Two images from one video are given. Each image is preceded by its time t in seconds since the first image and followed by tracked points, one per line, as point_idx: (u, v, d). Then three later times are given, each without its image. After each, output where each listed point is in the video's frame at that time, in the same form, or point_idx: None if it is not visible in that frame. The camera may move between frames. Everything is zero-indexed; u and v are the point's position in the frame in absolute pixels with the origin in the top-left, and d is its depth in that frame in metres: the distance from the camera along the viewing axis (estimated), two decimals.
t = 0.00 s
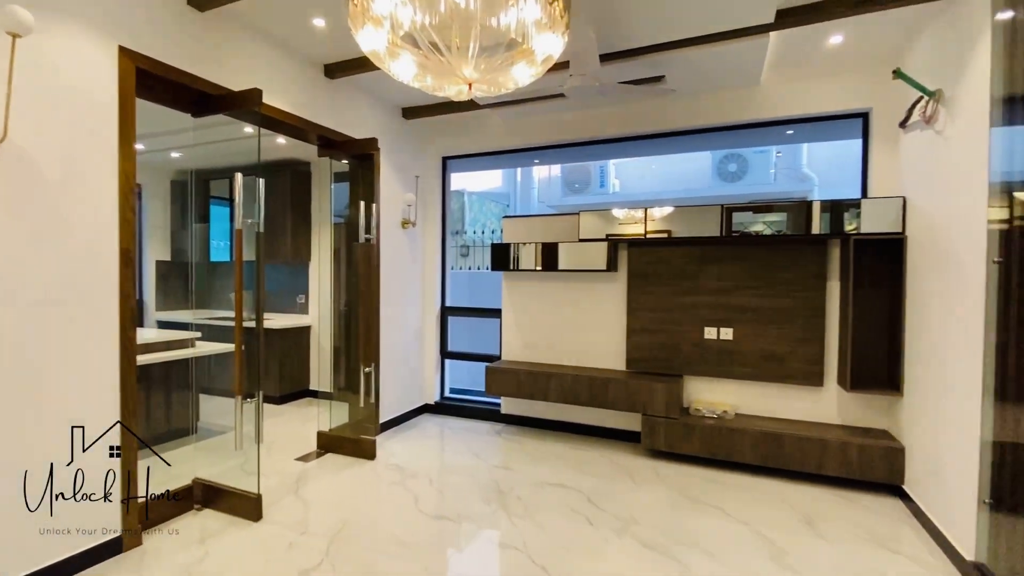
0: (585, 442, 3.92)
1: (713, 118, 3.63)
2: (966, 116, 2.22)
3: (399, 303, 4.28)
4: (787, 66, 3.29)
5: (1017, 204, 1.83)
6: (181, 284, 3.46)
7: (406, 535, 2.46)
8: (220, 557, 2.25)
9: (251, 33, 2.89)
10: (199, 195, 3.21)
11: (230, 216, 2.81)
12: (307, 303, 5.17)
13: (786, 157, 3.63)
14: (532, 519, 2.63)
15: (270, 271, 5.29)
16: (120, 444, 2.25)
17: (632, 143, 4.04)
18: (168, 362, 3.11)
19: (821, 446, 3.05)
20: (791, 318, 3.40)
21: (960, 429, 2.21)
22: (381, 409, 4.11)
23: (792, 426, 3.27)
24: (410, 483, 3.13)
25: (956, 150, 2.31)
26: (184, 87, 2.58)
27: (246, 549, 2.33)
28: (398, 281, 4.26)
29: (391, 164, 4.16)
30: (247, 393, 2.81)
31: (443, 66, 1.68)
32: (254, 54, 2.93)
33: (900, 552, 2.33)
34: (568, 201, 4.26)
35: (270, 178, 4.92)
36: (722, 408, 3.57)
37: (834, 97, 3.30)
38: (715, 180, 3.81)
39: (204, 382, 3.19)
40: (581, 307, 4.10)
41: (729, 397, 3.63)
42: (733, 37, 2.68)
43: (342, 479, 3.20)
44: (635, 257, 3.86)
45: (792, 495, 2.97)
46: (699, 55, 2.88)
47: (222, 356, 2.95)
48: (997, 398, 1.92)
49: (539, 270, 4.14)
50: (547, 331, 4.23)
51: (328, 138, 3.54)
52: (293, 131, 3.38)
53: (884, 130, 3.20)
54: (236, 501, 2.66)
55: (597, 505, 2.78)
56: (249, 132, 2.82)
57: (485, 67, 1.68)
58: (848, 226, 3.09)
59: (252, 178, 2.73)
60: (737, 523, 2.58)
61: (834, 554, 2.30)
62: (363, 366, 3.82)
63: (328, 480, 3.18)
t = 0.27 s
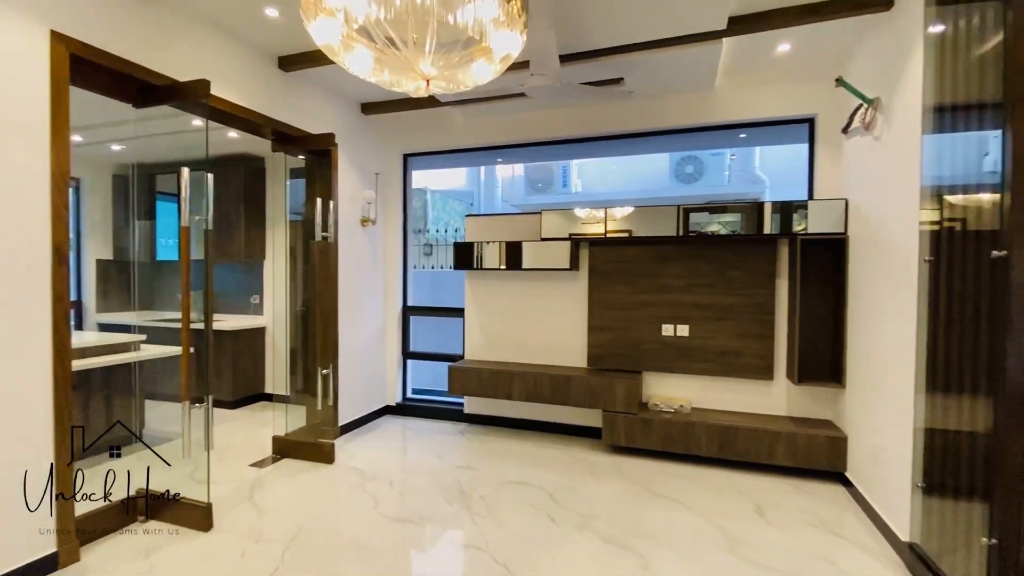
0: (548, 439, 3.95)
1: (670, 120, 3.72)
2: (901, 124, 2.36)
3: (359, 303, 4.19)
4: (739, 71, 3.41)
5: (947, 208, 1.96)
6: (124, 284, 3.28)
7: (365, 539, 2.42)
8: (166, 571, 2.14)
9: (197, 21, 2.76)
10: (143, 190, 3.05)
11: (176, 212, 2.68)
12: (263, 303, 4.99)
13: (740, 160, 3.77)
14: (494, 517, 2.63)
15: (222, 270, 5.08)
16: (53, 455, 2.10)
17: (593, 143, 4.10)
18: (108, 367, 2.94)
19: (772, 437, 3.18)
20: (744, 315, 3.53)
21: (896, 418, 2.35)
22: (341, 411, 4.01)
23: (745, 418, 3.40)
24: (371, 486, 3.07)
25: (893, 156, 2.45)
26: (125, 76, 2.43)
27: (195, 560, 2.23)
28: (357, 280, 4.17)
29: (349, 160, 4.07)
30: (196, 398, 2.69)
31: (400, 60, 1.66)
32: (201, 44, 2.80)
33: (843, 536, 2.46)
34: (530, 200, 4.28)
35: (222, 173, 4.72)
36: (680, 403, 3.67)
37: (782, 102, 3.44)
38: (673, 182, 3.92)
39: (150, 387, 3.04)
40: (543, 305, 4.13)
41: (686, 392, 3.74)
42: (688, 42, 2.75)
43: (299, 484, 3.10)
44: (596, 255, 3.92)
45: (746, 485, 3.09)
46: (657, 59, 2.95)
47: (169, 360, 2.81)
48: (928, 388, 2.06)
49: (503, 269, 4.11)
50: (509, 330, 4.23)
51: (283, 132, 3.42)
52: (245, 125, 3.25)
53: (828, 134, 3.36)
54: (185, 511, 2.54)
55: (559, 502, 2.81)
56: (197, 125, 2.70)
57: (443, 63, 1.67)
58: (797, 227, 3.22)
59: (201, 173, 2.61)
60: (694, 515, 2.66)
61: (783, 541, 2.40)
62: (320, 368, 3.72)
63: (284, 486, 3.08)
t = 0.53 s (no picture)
0: (509, 438, 3.96)
1: (627, 122, 3.80)
2: (841, 130, 2.49)
3: (315, 303, 4.07)
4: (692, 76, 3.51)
5: (883, 210, 2.08)
6: (57, 284, 3.07)
7: (321, 546, 2.35)
8: None
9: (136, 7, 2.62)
10: (77, 184, 2.86)
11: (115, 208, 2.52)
12: (212, 304, 4.77)
13: (695, 162, 3.88)
14: (454, 518, 2.61)
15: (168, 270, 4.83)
16: None
17: (553, 143, 4.13)
18: (39, 374, 2.75)
19: (724, 430, 3.30)
20: (698, 312, 3.65)
21: (837, 409, 2.48)
22: (297, 415, 3.89)
23: (699, 413, 3.51)
24: (327, 491, 2.99)
25: (834, 159, 2.58)
26: (56, 62, 2.27)
27: None
28: (313, 279, 4.05)
29: (304, 156, 3.95)
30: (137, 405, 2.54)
31: (353, 53, 1.61)
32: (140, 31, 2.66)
33: (790, 523, 2.58)
34: (491, 199, 4.27)
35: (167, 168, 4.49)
36: (637, 398, 3.75)
37: (733, 107, 3.57)
38: (632, 183, 4.00)
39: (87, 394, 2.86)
40: (505, 305, 4.13)
41: (644, 388, 3.82)
42: (643, 46, 2.81)
43: (252, 492, 2.99)
44: (556, 255, 3.95)
45: (700, 476, 3.19)
46: (615, 61, 2.99)
47: (108, 365, 2.65)
48: (865, 380, 2.18)
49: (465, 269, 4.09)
50: (471, 329, 4.21)
51: (233, 126, 3.28)
52: (191, 117, 3.07)
53: (775, 138, 3.50)
54: (125, 525, 2.40)
55: (519, 500, 2.82)
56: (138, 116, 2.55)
57: (399, 58, 1.63)
58: (747, 227, 3.35)
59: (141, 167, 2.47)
60: (651, 508, 2.72)
61: (735, 530, 2.49)
62: (273, 371, 3.58)
63: (235, 494, 2.96)
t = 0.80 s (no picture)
0: (472, 437, 3.94)
1: (588, 123, 3.84)
2: (789, 134, 2.60)
3: (270, 303, 3.93)
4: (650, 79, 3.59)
5: (827, 212, 2.17)
6: None
7: (276, 554, 2.28)
8: None
9: None
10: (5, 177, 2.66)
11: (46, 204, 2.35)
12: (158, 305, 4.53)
13: (654, 163, 3.96)
14: (416, 520, 2.58)
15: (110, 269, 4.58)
16: None
17: (515, 142, 4.14)
18: None
19: (682, 424, 3.39)
20: (657, 310, 3.74)
21: (786, 402, 2.59)
22: (251, 420, 3.74)
23: (658, 408, 3.59)
24: (283, 497, 2.89)
25: (782, 163, 2.69)
26: None
27: None
28: (268, 278, 3.91)
29: (258, 151, 3.81)
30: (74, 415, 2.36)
31: (305, 45, 1.56)
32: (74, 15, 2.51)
33: (743, 512, 2.67)
34: (453, 197, 4.24)
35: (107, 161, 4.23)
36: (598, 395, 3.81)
37: (689, 110, 3.67)
38: (594, 183, 4.06)
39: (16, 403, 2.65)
40: (467, 304, 4.11)
41: (604, 385, 3.88)
42: (602, 48, 2.85)
43: (202, 501, 2.86)
44: (518, 254, 3.96)
45: (658, 470, 3.27)
46: (575, 62, 3.02)
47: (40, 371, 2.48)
48: (809, 374, 2.28)
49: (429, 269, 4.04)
50: (433, 329, 4.17)
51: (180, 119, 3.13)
52: (133, 109, 2.89)
53: (728, 141, 3.62)
54: (62, 540, 2.26)
55: (481, 500, 2.81)
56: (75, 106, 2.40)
57: (353, 52, 1.60)
58: (703, 227, 3.46)
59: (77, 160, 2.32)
60: (611, 503, 2.77)
61: (692, 521, 2.56)
62: (224, 376, 3.42)
63: (183, 504, 2.82)
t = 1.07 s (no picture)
0: (433, 438, 3.91)
1: (548, 123, 3.87)
2: (740, 138, 2.70)
3: (221, 304, 3.77)
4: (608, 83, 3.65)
5: (775, 213, 2.26)
6: None
7: (227, 565, 2.19)
8: None
9: None
10: None
11: None
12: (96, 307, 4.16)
13: (614, 165, 4.04)
14: (375, 524, 2.53)
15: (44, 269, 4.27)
16: None
17: (477, 141, 4.13)
18: None
19: (639, 420, 3.47)
20: (616, 308, 3.81)
21: (738, 396, 2.69)
22: (200, 427, 3.57)
23: (617, 405, 3.66)
24: (236, 505, 2.78)
25: (734, 165, 2.79)
26: None
27: None
28: (218, 278, 3.75)
29: (207, 145, 3.64)
30: None
31: (250, 33, 1.50)
32: None
33: (698, 504, 2.76)
34: (415, 196, 4.18)
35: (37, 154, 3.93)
36: (560, 393, 3.84)
37: (646, 113, 3.76)
38: (556, 183, 4.10)
39: None
40: (428, 304, 4.07)
41: (565, 383, 3.93)
42: (562, 49, 2.88)
43: (146, 513, 2.71)
44: (479, 253, 3.95)
45: (618, 466, 3.33)
46: (535, 63, 3.04)
47: None
48: (758, 368, 2.38)
49: (390, 267, 3.96)
50: (393, 329, 4.10)
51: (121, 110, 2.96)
52: (69, 99, 2.75)
53: (683, 144, 3.73)
54: None
55: (442, 500, 2.79)
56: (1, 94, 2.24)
57: (304, 44, 1.55)
58: (660, 227, 3.56)
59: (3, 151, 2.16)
60: (572, 499, 2.80)
61: (649, 515, 2.62)
62: (170, 380, 3.26)
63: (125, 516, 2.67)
